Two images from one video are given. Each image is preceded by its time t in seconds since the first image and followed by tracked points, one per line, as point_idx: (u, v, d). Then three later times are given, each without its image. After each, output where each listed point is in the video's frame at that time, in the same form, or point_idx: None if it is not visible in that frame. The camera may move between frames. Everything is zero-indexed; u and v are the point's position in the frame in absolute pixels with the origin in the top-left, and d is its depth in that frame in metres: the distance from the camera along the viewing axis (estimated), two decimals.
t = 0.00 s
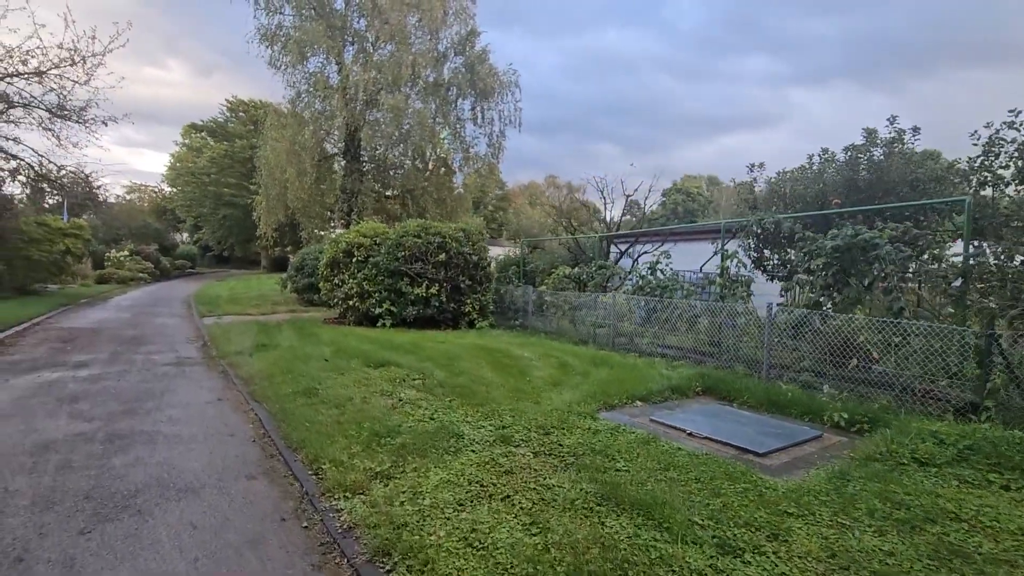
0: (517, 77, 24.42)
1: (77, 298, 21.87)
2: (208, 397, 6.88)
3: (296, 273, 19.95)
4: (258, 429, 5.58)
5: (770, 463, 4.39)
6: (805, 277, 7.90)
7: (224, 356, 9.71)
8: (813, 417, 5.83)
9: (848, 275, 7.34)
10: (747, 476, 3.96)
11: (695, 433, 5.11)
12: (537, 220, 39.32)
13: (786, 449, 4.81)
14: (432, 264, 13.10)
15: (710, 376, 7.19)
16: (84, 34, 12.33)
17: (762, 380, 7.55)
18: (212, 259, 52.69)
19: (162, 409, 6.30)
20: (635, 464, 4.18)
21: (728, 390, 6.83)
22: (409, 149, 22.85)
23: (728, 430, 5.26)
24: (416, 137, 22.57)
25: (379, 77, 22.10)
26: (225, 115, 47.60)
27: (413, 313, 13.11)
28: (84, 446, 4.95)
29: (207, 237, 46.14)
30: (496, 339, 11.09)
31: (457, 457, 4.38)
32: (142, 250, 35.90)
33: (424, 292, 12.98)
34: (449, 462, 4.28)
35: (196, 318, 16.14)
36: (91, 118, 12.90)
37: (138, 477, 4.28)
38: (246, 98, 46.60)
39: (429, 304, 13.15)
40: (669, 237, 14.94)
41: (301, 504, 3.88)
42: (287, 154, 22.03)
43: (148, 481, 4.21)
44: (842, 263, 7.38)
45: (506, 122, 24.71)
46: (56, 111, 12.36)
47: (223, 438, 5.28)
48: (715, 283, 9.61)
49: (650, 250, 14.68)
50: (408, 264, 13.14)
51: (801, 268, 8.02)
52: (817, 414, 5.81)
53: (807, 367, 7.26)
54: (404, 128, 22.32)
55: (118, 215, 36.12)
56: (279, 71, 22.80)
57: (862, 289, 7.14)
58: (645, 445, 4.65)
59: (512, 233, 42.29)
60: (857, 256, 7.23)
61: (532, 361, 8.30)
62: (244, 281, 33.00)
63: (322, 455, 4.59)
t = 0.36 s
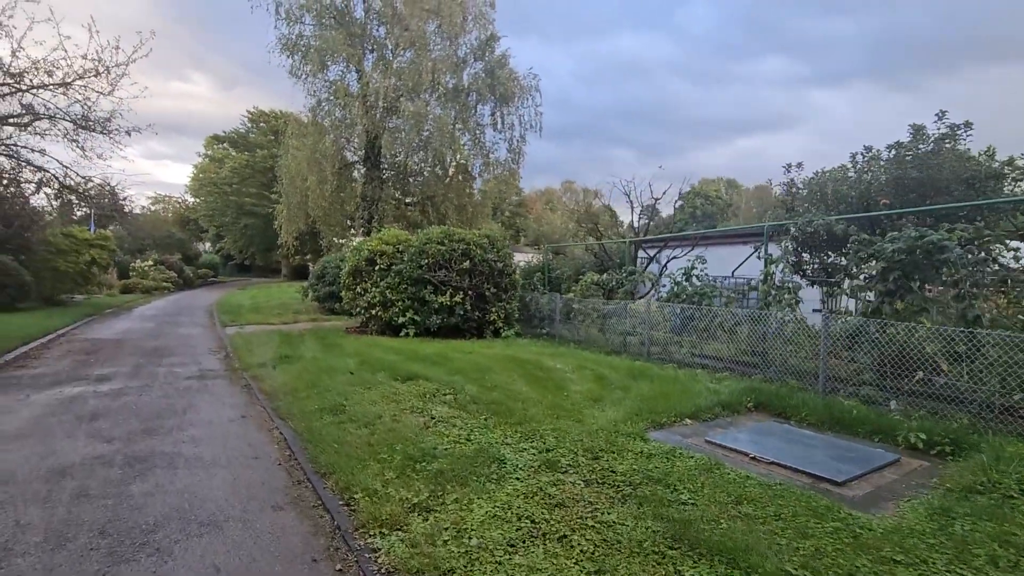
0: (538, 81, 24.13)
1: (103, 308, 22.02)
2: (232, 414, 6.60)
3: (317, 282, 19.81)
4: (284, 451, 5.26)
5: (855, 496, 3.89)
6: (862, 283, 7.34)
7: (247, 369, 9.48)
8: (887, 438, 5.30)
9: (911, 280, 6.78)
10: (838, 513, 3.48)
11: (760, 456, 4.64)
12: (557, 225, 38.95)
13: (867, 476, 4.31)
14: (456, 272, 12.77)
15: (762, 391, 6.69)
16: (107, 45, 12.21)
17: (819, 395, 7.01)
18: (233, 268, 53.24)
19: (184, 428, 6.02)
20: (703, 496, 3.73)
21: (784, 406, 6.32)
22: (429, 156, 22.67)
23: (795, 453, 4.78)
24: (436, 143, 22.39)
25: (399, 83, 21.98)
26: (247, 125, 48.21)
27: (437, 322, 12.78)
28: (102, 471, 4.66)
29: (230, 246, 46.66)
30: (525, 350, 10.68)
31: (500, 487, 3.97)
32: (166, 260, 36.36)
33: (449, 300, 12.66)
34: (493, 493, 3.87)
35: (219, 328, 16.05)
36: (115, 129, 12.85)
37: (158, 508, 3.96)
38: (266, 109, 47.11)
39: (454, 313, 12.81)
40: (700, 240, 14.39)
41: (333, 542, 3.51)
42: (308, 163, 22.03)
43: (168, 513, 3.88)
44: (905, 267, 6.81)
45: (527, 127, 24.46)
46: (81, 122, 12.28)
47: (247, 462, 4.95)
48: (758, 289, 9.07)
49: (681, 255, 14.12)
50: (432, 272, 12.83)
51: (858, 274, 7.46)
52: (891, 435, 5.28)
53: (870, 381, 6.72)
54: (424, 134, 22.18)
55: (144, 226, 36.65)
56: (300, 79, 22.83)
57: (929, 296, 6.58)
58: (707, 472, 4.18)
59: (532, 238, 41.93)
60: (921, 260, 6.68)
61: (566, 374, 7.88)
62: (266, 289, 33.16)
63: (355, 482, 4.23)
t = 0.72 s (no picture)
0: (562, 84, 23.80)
1: (131, 317, 22.22)
2: (257, 428, 6.31)
3: (340, 289, 19.67)
4: (312, 469, 4.92)
5: (964, 529, 3.40)
6: (930, 286, 6.77)
7: (272, 379, 9.24)
8: (976, 458, 4.77)
9: (988, 283, 6.25)
10: (954, 553, 3.00)
11: (840, 480, 4.14)
12: (579, 230, 38.49)
13: (967, 504, 3.81)
14: (482, 278, 12.43)
15: (823, 404, 6.16)
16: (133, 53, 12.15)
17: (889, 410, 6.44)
18: (257, 277, 53.88)
19: (208, 443, 5.73)
20: (787, 530, 3.26)
21: (849, 421, 5.79)
22: (452, 162, 22.50)
23: (877, 476, 4.28)
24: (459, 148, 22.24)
25: (421, 89, 21.87)
26: (271, 136, 48.89)
27: (463, 330, 12.43)
28: (123, 492, 4.37)
29: (254, 256, 47.25)
30: (557, 359, 10.26)
31: (552, 517, 3.53)
32: (193, 269, 36.86)
33: (475, 308, 12.31)
34: (545, 522, 3.46)
35: (244, 337, 15.96)
36: (140, 137, 12.90)
37: (180, 535, 3.63)
38: (289, 119, 47.67)
39: (480, 320, 12.46)
40: (735, 242, 13.82)
41: None
42: (331, 170, 22.03)
43: (191, 541, 3.55)
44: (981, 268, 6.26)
45: (550, 130, 24.08)
46: (109, 131, 12.29)
47: (274, 482, 4.62)
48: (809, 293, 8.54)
49: (716, 259, 13.57)
50: (458, 278, 12.51)
51: (925, 277, 6.88)
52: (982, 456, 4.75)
53: (945, 392, 6.17)
54: (446, 140, 22.06)
55: (171, 236, 37.25)
56: (323, 88, 22.89)
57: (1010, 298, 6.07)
58: (786, 502, 3.69)
59: (553, 244, 41.53)
60: (999, 261, 6.16)
61: (604, 385, 7.43)
62: (290, 297, 33.34)
63: (390, 506, 3.86)
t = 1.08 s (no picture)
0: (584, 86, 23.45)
1: (159, 325, 22.43)
2: (282, 444, 6.03)
3: (363, 296, 19.50)
4: (341, 492, 4.60)
5: None
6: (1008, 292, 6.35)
7: (297, 390, 9.00)
8: None
9: None
10: None
11: (933, 514, 3.65)
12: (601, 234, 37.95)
13: None
14: (509, 284, 12.06)
15: (889, 421, 5.64)
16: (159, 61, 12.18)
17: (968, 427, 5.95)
18: (282, 283, 54.53)
19: (230, 461, 5.45)
20: None
21: (923, 440, 5.25)
22: (474, 166, 22.31)
23: (974, 506, 3.79)
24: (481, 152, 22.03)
25: (443, 93, 21.70)
26: (294, 144, 49.48)
27: (489, 338, 12.09)
28: (141, 517, 4.10)
29: (278, 263, 47.78)
30: (589, 368, 9.83)
31: (610, 557, 3.12)
32: (219, 277, 37.34)
33: (502, 315, 11.95)
34: (602, 564, 3.06)
35: (268, 345, 15.87)
36: (167, 145, 12.92)
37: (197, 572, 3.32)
38: (313, 128, 48.18)
39: (507, 327, 12.10)
40: (773, 244, 13.22)
41: None
42: (354, 177, 22.01)
43: None
44: None
45: (573, 132, 23.52)
46: (136, 140, 12.33)
47: (298, 507, 4.30)
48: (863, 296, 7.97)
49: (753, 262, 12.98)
50: (484, 285, 12.17)
51: (1001, 282, 6.55)
52: None
53: None
54: (469, 144, 21.87)
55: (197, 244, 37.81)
56: (345, 94, 22.89)
57: None
58: (878, 543, 3.22)
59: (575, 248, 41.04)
60: None
61: (644, 398, 6.99)
62: (313, 304, 33.49)
63: (426, 539, 3.49)
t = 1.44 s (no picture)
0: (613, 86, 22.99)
1: (191, 331, 22.66)
2: (314, 457, 5.72)
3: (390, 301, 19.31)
4: (378, 512, 4.25)
5: None
6: None
7: (327, 398, 8.75)
8: None
9: None
10: None
11: None
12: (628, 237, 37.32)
13: None
14: (541, 289, 11.65)
15: (981, 438, 5.05)
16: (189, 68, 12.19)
17: None
18: (309, 289, 55.16)
19: (259, 475, 5.16)
20: None
21: None
22: (501, 170, 22.10)
23: None
24: (508, 155, 21.78)
25: (469, 96, 21.49)
26: (321, 152, 50.13)
27: (521, 344, 11.69)
28: (166, 539, 3.81)
29: (306, 269, 48.33)
30: (629, 376, 9.33)
31: None
32: (249, 283, 37.88)
33: (534, 320, 11.54)
34: None
35: (297, 351, 15.77)
36: (197, 152, 12.90)
37: None
38: (339, 136, 48.70)
39: (540, 333, 11.68)
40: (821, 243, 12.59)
41: None
42: (381, 182, 21.94)
43: None
44: None
45: (601, 133, 22.92)
46: (167, 147, 12.33)
47: (333, 530, 3.95)
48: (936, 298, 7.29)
49: (800, 263, 12.29)
50: (515, 289, 11.79)
51: None
52: None
53: None
54: (495, 146, 21.62)
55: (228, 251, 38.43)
56: (372, 100, 22.88)
57: None
58: None
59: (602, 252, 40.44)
60: None
61: (696, 409, 6.50)
62: (340, 309, 33.66)
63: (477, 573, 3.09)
